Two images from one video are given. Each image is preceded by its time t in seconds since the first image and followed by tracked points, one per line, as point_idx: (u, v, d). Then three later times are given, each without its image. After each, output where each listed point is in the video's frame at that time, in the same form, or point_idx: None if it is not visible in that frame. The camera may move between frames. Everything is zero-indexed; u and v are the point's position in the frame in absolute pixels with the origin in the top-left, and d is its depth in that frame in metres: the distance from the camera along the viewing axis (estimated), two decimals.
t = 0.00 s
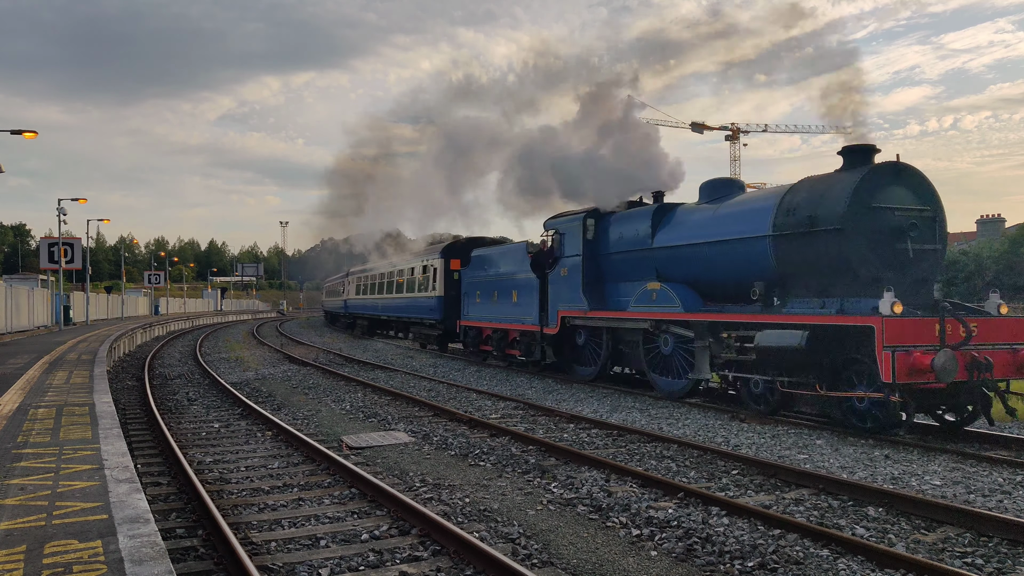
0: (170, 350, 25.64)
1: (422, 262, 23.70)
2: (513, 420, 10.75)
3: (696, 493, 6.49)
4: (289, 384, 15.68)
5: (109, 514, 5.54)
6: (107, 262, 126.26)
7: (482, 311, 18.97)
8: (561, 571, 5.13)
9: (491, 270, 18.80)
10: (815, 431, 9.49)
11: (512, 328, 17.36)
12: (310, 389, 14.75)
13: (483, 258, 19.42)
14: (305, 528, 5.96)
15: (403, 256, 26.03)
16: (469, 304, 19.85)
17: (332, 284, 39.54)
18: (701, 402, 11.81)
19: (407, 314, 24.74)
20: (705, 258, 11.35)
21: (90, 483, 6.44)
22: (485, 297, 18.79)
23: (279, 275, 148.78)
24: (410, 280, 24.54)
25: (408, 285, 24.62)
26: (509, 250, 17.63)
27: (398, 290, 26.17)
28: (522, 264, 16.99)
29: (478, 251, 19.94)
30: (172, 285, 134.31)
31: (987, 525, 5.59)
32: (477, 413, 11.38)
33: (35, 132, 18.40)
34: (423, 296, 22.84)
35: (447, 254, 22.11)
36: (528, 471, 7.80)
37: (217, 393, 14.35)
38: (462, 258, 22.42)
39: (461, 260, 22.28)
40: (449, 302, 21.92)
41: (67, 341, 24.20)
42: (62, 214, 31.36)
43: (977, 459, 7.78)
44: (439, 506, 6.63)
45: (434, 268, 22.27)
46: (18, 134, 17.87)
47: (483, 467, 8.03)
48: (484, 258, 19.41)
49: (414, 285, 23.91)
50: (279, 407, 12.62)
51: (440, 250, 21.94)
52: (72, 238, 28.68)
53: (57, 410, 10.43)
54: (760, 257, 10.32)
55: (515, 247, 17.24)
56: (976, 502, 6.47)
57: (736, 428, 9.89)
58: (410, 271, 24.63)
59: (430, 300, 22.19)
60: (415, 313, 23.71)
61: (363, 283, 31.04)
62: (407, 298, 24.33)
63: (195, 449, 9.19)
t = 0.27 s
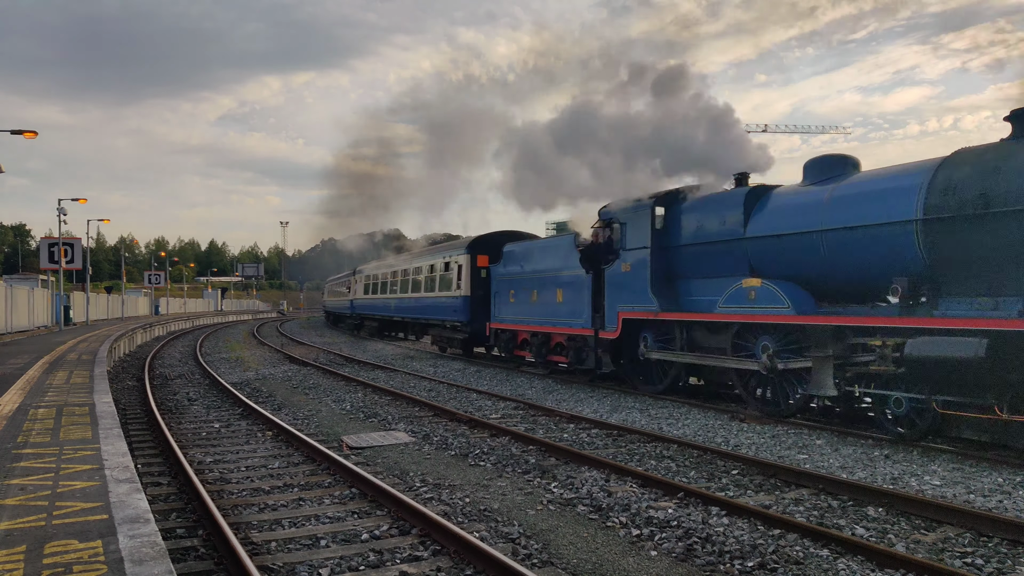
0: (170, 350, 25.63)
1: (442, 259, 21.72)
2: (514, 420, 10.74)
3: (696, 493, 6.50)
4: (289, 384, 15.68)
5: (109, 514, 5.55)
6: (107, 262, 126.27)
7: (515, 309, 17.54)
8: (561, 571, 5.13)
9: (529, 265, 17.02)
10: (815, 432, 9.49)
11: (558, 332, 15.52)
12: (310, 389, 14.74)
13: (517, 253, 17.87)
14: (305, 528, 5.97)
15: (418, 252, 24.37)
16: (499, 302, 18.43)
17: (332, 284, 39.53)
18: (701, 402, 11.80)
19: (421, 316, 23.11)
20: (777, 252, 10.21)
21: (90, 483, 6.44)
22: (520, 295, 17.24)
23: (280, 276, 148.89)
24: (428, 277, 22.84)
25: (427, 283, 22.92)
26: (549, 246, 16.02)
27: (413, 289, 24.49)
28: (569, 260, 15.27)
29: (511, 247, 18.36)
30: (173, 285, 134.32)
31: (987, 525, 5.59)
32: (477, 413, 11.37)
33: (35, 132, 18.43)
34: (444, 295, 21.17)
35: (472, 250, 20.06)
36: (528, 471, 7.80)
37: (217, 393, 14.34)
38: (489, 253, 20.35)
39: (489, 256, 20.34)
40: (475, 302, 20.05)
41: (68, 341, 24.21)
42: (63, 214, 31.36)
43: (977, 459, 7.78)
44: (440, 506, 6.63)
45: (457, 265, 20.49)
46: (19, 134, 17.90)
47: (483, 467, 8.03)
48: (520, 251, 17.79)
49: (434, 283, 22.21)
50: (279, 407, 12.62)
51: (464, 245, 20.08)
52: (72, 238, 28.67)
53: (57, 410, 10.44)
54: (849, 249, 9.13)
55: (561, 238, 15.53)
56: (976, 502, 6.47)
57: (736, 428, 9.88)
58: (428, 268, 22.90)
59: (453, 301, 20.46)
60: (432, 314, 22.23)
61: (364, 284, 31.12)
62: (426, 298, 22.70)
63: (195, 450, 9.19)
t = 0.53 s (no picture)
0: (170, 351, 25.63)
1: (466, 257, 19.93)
2: (513, 420, 10.74)
3: (696, 493, 6.49)
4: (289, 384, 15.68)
5: (109, 514, 5.54)
6: (106, 262, 126.31)
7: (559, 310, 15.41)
8: (561, 571, 5.13)
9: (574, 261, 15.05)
10: (815, 431, 9.48)
11: (620, 336, 13.31)
12: (310, 389, 14.74)
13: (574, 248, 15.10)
14: (304, 528, 5.96)
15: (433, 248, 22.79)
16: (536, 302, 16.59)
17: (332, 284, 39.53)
18: (701, 402, 11.80)
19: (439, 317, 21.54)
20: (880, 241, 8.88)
21: (90, 483, 6.44)
22: (565, 295, 15.27)
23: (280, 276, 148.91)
24: (448, 277, 21.07)
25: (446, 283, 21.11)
26: (607, 236, 13.88)
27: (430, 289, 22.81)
28: (632, 253, 13.06)
29: (563, 240, 15.51)
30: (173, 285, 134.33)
31: (987, 525, 5.58)
32: (477, 413, 11.37)
33: (35, 133, 18.46)
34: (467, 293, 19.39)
35: (506, 245, 18.00)
36: (528, 470, 7.80)
37: (217, 393, 14.34)
38: (524, 249, 18.24)
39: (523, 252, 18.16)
40: (510, 303, 17.95)
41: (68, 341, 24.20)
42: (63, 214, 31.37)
43: (977, 459, 7.78)
44: (440, 506, 6.63)
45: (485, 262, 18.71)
46: (19, 134, 17.92)
47: (483, 467, 8.03)
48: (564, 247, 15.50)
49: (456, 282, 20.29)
50: (279, 407, 12.62)
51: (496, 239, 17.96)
52: (72, 238, 28.66)
53: (57, 410, 10.44)
54: (934, 247, 8.28)
55: (624, 230, 13.29)
56: (976, 502, 6.46)
57: (736, 428, 9.88)
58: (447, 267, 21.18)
59: (482, 300, 18.44)
60: (451, 315, 20.60)
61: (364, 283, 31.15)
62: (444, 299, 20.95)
63: (195, 450, 9.19)
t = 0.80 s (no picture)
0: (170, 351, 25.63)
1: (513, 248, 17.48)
2: (513, 420, 10.75)
3: (696, 493, 6.50)
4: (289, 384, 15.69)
5: (109, 514, 5.54)
6: (106, 262, 126.32)
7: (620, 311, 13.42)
8: (561, 571, 5.13)
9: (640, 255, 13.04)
10: (815, 432, 9.49)
11: (707, 343, 11.36)
12: (310, 389, 14.74)
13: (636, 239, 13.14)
14: (304, 528, 5.96)
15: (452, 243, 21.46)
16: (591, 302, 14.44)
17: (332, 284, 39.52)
18: (701, 403, 11.80)
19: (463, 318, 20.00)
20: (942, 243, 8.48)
21: (90, 483, 6.44)
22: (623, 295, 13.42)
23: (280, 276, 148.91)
24: (475, 273, 19.40)
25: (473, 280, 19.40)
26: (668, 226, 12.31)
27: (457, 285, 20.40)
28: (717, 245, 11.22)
29: (621, 233, 13.61)
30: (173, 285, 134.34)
31: (987, 525, 5.58)
32: (477, 413, 11.37)
33: (35, 133, 18.49)
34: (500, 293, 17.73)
35: (549, 238, 16.16)
36: (528, 470, 7.80)
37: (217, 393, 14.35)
38: (570, 244, 16.48)
39: (568, 246, 16.37)
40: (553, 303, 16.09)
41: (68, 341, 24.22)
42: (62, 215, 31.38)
43: (977, 459, 7.78)
44: (440, 506, 6.63)
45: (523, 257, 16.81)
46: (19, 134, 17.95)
47: (484, 467, 8.03)
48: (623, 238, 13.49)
49: (489, 279, 18.54)
50: (279, 407, 12.63)
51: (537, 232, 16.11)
52: (72, 238, 28.67)
53: (57, 410, 10.45)
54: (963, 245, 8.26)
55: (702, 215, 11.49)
56: (976, 502, 6.47)
57: (736, 428, 9.88)
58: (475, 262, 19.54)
59: (523, 301, 16.52)
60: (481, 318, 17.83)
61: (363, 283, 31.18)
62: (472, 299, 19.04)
63: (195, 449, 9.20)
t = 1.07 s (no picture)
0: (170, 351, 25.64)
1: (567, 241, 15.13)
2: (513, 420, 10.74)
3: (696, 493, 6.50)
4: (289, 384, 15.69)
5: (109, 514, 5.54)
6: (106, 262, 126.31)
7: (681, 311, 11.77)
8: (561, 571, 5.13)
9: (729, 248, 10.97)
10: (814, 432, 9.49)
11: (815, 351, 9.46)
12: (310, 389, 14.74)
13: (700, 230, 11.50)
14: (305, 528, 5.96)
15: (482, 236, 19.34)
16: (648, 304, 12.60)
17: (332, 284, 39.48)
18: (701, 403, 11.80)
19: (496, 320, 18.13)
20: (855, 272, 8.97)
21: (90, 483, 6.44)
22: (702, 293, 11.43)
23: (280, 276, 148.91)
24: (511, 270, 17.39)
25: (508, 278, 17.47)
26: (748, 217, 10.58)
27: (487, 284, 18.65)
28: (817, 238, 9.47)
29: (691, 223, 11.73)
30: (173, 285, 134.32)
31: (987, 525, 5.58)
32: (477, 414, 11.37)
33: (36, 133, 18.52)
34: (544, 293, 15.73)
35: (605, 229, 14.11)
36: (528, 470, 7.80)
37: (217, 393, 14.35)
38: (629, 236, 14.44)
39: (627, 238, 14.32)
40: (610, 303, 14.13)
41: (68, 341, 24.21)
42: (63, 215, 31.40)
43: (977, 459, 7.78)
44: (440, 506, 6.63)
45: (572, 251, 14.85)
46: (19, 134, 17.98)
47: (483, 467, 8.03)
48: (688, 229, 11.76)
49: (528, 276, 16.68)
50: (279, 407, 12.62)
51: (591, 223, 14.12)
52: (72, 238, 28.66)
53: (57, 410, 10.45)
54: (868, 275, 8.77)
55: (796, 201, 9.77)
56: (976, 502, 6.47)
57: (736, 428, 9.88)
58: (512, 258, 17.37)
59: (569, 301, 14.74)
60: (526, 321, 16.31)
61: (364, 283, 31.19)
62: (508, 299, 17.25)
63: (195, 450, 9.20)
